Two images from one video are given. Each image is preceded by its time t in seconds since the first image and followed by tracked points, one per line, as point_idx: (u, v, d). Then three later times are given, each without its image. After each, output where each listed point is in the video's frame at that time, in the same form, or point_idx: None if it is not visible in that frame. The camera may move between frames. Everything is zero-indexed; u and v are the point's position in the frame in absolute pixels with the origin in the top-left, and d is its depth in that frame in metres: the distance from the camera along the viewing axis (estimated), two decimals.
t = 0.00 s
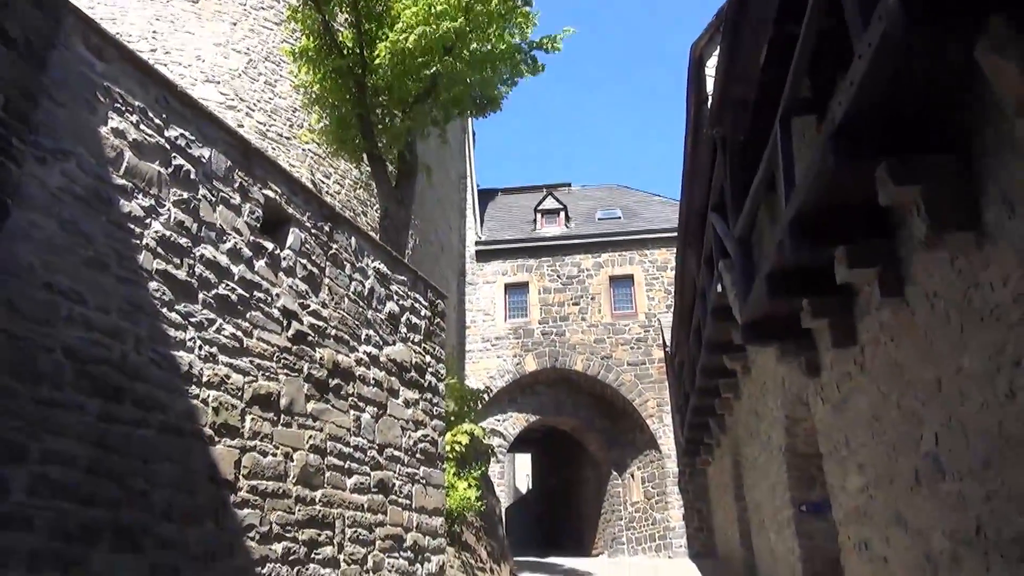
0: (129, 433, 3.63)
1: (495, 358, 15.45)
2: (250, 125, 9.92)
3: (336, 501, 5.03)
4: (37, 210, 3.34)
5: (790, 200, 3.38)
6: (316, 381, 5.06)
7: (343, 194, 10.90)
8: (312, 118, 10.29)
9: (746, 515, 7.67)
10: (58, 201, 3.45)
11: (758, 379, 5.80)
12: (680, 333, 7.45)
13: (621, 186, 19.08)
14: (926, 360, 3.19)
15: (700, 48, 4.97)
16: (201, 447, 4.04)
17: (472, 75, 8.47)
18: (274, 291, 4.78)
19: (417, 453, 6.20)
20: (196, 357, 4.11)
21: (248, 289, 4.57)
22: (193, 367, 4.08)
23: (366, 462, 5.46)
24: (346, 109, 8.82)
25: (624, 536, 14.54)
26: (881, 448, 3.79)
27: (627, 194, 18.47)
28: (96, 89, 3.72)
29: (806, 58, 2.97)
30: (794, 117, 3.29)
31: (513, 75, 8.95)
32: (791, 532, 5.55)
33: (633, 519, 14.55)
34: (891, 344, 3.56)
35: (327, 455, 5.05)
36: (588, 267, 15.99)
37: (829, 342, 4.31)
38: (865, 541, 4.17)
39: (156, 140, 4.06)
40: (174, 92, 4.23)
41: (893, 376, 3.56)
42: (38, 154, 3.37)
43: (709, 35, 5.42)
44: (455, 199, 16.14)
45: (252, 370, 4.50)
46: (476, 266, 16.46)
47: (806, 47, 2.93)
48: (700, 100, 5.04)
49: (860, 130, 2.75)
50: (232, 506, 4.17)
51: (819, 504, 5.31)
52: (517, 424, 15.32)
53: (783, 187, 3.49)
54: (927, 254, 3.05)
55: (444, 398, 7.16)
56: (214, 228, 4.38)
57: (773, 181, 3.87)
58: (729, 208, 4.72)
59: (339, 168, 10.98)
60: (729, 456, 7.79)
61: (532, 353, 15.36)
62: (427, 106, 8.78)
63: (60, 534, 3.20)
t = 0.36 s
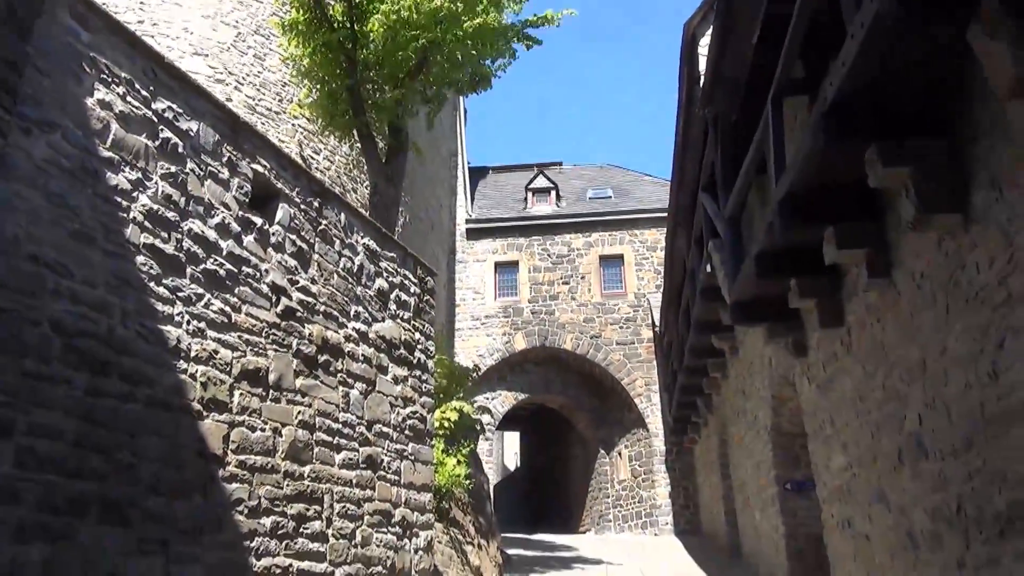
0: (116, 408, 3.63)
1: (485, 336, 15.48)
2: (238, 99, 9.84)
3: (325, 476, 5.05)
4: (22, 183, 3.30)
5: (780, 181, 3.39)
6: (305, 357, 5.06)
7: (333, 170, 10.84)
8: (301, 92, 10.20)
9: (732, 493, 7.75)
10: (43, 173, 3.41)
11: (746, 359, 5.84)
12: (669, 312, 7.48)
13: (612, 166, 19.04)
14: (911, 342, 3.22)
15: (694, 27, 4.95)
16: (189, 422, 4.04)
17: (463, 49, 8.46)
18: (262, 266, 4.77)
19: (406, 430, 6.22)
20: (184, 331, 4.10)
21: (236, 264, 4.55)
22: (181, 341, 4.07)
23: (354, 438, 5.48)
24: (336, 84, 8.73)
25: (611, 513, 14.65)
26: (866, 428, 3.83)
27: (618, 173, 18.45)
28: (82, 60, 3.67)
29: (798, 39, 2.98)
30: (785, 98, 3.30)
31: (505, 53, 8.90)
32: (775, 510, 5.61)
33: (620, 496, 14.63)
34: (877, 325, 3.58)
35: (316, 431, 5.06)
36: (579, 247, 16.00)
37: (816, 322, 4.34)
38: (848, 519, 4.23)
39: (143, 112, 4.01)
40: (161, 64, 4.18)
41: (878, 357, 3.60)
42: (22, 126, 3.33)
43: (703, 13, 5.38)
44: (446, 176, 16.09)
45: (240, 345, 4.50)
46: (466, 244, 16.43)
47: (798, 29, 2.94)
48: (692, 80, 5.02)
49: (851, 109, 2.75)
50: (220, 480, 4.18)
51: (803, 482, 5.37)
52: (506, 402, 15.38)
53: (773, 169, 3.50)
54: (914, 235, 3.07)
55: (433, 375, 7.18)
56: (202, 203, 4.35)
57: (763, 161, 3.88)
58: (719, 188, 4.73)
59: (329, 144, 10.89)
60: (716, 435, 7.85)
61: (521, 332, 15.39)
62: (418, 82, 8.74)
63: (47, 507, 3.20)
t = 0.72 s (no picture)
0: (108, 384, 3.63)
1: (476, 317, 15.50)
2: (229, 76, 9.76)
3: (316, 454, 5.07)
4: (11, 158, 3.27)
5: (772, 162, 3.39)
6: (296, 336, 5.07)
7: (325, 148, 10.78)
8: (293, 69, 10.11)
9: (720, 474, 7.82)
10: (32, 148, 3.37)
11: (736, 341, 5.88)
12: (660, 294, 7.51)
13: (605, 147, 19.00)
14: (900, 325, 3.24)
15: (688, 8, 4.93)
16: (181, 399, 4.05)
17: (458, 30, 8.36)
18: (254, 244, 4.75)
19: (397, 409, 6.24)
20: (176, 309, 4.10)
21: (227, 241, 4.53)
22: (172, 319, 4.06)
23: (346, 417, 5.49)
24: (328, 61, 8.65)
25: (601, 493, 14.78)
26: (854, 410, 3.87)
27: (611, 154, 18.42)
28: (71, 34, 3.63)
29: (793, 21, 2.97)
30: (779, 80, 3.30)
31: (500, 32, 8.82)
32: (763, 490, 5.68)
33: (610, 476, 14.75)
34: (867, 307, 3.61)
35: (307, 410, 5.07)
36: (571, 228, 15.99)
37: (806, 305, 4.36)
38: (835, 499, 4.28)
39: (133, 88, 3.97)
40: (151, 38, 4.13)
41: (867, 339, 3.63)
42: (12, 101, 3.29)
43: None
44: (439, 155, 16.02)
45: (232, 323, 4.50)
46: (458, 224, 16.37)
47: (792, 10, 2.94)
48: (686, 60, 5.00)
49: (844, 90, 2.76)
50: (212, 457, 4.19)
51: (790, 463, 5.43)
52: (497, 381, 15.43)
53: (766, 151, 3.50)
54: (905, 218, 3.08)
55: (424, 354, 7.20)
56: (193, 179, 4.32)
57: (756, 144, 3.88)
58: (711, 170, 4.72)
59: (321, 122, 10.81)
60: (705, 415, 7.92)
61: (513, 312, 15.42)
62: (410, 61, 8.68)
63: (39, 483, 3.21)
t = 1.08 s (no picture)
0: (100, 363, 3.62)
1: (470, 299, 15.51)
2: (222, 54, 9.69)
3: (309, 434, 5.08)
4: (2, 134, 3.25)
5: (767, 146, 3.39)
6: (289, 316, 5.06)
7: (319, 129, 10.73)
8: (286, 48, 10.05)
9: (711, 456, 7.88)
10: (23, 125, 3.34)
11: (728, 324, 5.91)
12: (653, 277, 7.52)
13: (599, 130, 18.95)
14: (891, 309, 3.26)
15: None
16: (173, 378, 4.05)
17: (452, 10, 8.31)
18: (247, 224, 4.74)
19: (391, 390, 6.26)
20: (168, 289, 4.09)
21: (220, 221, 4.51)
22: (165, 299, 4.06)
23: (339, 398, 5.51)
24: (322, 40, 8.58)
25: (592, 475, 14.87)
26: (844, 394, 3.90)
27: (606, 137, 18.37)
28: (61, 10, 3.59)
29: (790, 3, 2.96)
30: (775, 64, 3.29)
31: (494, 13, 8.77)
32: (753, 473, 5.73)
33: (602, 459, 14.84)
34: (858, 292, 3.63)
35: (300, 390, 5.08)
36: (565, 211, 15.98)
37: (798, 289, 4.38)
38: (824, 481, 4.33)
39: (125, 65, 3.94)
40: (142, 15, 4.09)
41: (858, 324, 3.65)
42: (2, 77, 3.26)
43: None
44: (433, 137, 15.95)
45: (225, 303, 4.49)
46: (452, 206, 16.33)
47: None
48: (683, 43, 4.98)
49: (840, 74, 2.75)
50: (205, 437, 4.20)
51: (781, 447, 5.47)
52: (490, 364, 15.48)
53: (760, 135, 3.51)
54: (898, 203, 3.09)
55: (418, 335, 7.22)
56: (186, 158, 4.30)
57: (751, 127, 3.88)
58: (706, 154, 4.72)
59: (315, 102, 10.75)
60: (697, 398, 7.96)
61: (506, 295, 15.44)
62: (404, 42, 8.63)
63: (31, 461, 3.21)
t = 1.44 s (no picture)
0: (92, 349, 3.61)
1: (463, 288, 15.50)
2: (215, 39, 9.63)
3: (303, 421, 5.09)
4: None
5: (760, 134, 3.39)
6: (282, 304, 5.06)
7: (312, 115, 10.69)
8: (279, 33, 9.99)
9: (703, 443, 7.92)
10: (12, 110, 3.31)
11: (721, 312, 5.92)
12: (647, 265, 7.54)
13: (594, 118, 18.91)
14: (883, 297, 3.28)
15: None
16: (166, 365, 4.04)
17: None
18: (239, 211, 4.72)
19: (384, 377, 6.26)
20: (160, 275, 4.07)
21: (212, 208, 4.50)
22: (157, 285, 4.04)
23: (332, 385, 5.51)
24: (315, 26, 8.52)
25: (585, 463, 14.93)
26: (835, 381, 3.92)
27: (600, 125, 18.34)
28: None
29: None
30: (769, 51, 3.28)
31: None
32: (744, 460, 5.77)
33: (594, 446, 14.90)
34: (850, 280, 3.64)
35: (293, 377, 5.08)
36: (559, 199, 15.97)
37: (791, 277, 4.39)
38: (815, 468, 4.35)
39: (116, 49, 3.91)
40: None
41: (850, 312, 3.67)
42: None
43: None
44: (427, 124, 15.90)
45: (218, 290, 4.48)
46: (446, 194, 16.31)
47: None
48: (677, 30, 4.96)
49: (833, 61, 2.75)
50: (198, 424, 4.20)
51: (772, 434, 5.51)
52: (484, 352, 15.53)
53: (754, 123, 3.50)
54: (890, 191, 3.10)
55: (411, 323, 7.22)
56: (177, 144, 4.27)
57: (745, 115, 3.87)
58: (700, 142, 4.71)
59: (308, 88, 10.70)
60: (689, 385, 7.99)
61: (500, 283, 15.44)
62: (398, 28, 8.58)
63: (23, 447, 3.20)
